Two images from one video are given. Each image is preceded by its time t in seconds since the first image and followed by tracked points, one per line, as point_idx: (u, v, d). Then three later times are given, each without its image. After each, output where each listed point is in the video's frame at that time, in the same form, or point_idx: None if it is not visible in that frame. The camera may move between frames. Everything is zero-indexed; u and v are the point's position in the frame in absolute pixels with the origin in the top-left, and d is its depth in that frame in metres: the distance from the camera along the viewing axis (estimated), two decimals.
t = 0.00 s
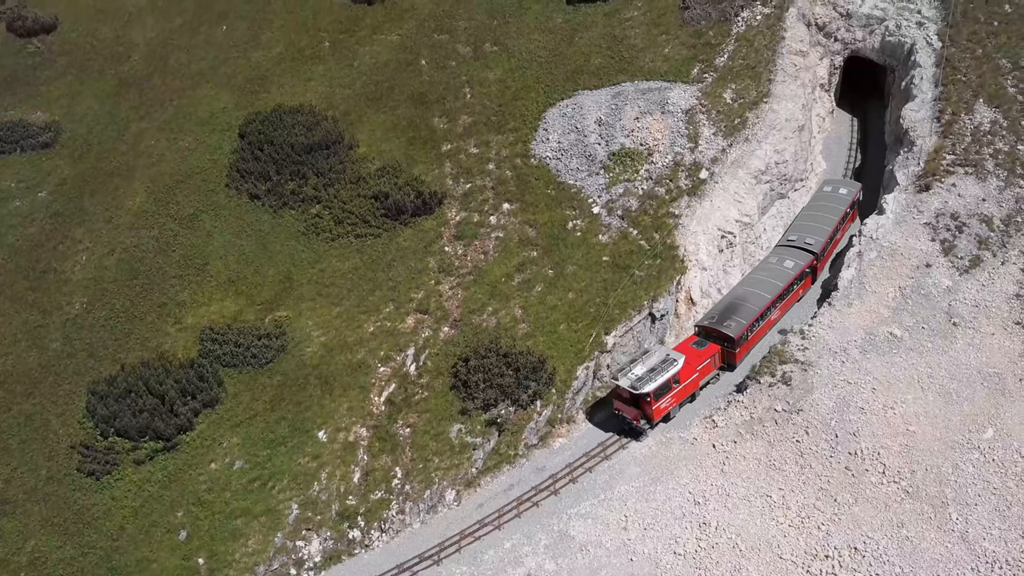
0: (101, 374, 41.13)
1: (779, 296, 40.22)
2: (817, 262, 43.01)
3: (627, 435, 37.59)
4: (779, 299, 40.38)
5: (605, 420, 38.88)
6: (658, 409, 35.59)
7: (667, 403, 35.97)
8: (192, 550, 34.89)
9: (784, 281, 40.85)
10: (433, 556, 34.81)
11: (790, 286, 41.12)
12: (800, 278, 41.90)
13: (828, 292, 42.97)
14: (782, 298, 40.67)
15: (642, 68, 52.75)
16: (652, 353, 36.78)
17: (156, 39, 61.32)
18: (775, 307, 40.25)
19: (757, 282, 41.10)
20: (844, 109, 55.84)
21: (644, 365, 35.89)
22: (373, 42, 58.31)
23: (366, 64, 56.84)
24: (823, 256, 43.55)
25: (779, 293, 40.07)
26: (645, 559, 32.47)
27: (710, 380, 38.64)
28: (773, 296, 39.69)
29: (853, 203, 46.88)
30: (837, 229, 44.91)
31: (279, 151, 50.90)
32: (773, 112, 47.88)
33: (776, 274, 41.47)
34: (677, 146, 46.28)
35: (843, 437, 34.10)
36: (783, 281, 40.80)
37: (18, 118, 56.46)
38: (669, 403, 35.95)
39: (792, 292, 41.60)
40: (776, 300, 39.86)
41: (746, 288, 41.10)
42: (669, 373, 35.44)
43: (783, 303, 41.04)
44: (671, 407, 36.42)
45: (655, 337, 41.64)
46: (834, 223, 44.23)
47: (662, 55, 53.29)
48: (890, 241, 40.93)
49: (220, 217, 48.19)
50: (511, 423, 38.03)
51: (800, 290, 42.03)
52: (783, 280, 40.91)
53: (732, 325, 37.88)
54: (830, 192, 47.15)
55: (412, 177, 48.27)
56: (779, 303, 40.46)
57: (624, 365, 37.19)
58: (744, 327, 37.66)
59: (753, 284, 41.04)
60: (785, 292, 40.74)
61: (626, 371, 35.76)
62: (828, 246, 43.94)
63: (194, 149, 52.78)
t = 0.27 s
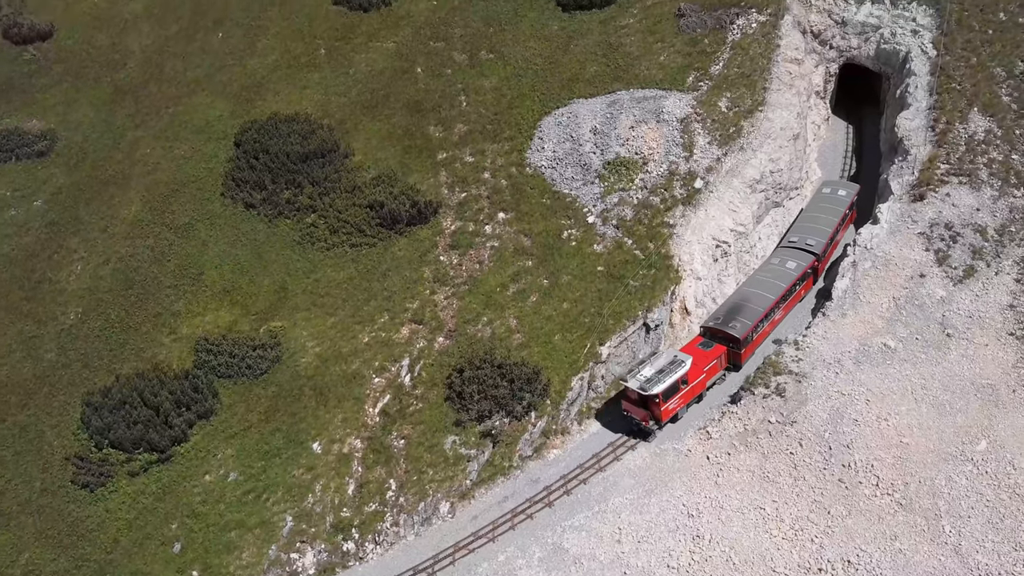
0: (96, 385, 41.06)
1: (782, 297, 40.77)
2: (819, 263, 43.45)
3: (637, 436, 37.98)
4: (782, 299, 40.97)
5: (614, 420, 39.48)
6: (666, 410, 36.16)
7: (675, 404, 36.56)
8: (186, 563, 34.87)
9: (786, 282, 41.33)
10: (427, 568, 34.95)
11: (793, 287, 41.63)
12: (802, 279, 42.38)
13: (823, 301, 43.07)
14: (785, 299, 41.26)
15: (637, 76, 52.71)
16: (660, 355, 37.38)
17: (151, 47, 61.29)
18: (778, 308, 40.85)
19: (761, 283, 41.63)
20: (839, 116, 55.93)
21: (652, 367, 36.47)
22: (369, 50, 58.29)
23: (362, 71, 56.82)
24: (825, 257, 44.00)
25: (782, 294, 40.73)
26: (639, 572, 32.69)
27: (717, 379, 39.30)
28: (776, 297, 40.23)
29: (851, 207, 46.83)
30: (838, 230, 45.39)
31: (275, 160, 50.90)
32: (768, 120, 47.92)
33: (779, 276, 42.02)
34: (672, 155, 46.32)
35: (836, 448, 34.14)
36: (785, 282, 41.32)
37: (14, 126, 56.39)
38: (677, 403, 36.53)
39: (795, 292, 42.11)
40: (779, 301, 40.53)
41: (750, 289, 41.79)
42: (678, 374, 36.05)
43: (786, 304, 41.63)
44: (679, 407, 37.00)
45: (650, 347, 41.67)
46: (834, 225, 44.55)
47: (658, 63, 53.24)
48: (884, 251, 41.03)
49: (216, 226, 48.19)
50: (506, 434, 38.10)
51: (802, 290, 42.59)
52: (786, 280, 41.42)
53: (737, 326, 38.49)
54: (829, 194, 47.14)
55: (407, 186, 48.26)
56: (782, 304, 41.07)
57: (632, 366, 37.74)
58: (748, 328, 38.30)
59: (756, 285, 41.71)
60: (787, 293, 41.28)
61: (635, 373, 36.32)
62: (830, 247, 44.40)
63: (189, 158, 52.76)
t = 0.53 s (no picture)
0: (90, 397, 41.00)
1: (785, 298, 41.17)
2: (820, 264, 43.86)
3: (644, 437, 38.41)
4: (785, 300, 41.37)
5: (623, 420, 39.90)
6: (673, 410, 36.40)
7: (682, 404, 36.81)
8: None
9: (789, 283, 41.71)
10: None
11: (795, 288, 42.01)
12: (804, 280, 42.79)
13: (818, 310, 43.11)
14: (788, 300, 41.66)
15: (633, 84, 52.70)
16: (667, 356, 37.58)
17: (147, 54, 61.27)
18: (782, 308, 41.28)
19: (764, 284, 41.96)
20: (835, 122, 55.95)
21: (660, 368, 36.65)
22: (365, 58, 58.30)
23: (357, 79, 56.81)
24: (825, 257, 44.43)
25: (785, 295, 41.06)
26: None
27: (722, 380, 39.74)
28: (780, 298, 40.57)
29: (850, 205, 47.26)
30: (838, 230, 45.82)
31: (270, 169, 50.88)
32: (763, 128, 47.94)
33: (782, 277, 42.33)
34: (667, 164, 46.33)
35: (830, 460, 34.19)
36: (789, 282, 41.64)
37: (9, 134, 56.31)
38: (684, 404, 36.78)
39: (797, 293, 42.53)
40: (783, 301, 40.94)
41: (754, 290, 42.12)
42: (685, 375, 36.23)
43: (789, 304, 42.03)
44: (686, 408, 37.25)
45: (645, 358, 41.90)
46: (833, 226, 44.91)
47: (653, 71, 53.22)
48: (878, 261, 41.08)
49: (211, 236, 48.19)
50: (500, 445, 38.16)
51: (804, 291, 43.05)
52: (789, 281, 41.80)
53: (742, 327, 38.92)
54: (828, 196, 47.37)
55: (403, 195, 48.23)
56: (785, 304, 41.48)
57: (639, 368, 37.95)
58: (754, 329, 38.78)
59: (760, 286, 42.11)
60: (790, 294, 41.67)
61: (643, 374, 36.51)
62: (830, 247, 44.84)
63: (185, 166, 52.74)
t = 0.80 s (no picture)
0: (85, 408, 40.91)
1: (788, 299, 41.55)
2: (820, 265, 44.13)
3: (652, 437, 38.86)
4: (788, 301, 41.77)
5: (630, 421, 40.39)
6: (681, 411, 36.87)
7: (690, 405, 37.26)
8: None
9: (791, 283, 42.04)
10: None
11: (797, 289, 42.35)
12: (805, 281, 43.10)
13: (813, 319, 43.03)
14: (791, 301, 42.05)
15: (628, 92, 52.66)
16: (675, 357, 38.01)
17: (143, 62, 61.22)
18: (784, 309, 41.68)
19: (767, 286, 42.38)
20: (830, 129, 56.02)
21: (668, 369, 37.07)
22: (360, 65, 58.29)
23: (353, 87, 56.79)
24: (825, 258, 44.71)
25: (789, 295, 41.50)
26: None
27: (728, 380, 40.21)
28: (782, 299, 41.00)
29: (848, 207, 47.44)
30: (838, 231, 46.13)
31: (265, 178, 50.84)
32: (758, 137, 47.94)
33: (784, 278, 42.62)
34: (662, 173, 46.32)
35: (824, 473, 34.23)
36: (791, 283, 42.04)
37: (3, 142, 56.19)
38: (691, 404, 37.23)
39: (799, 293, 42.86)
40: (786, 302, 41.36)
41: (757, 291, 42.58)
42: (693, 376, 36.67)
43: (792, 304, 42.40)
44: (693, 408, 37.70)
45: (639, 368, 41.96)
46: (833, 227, 45.17)
47: (648, 79, 53.19)
48: (873, 270, 41.07)
49: (207, 245, 48.17)
50: (495, 456, 38.19)
51: (805, 291, 43.41)
52: (791, 282, 42.14)
53: (746, 328, 39.40)
54: (826, 198, 47.62)
55: (398, 204, 48.19)
56: (788, 305, 41.90)
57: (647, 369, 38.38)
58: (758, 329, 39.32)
59: (763, 287, 42.61)
60: (792, 294, 42.03)
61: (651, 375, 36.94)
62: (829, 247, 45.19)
63: (180, 175, 52.70)
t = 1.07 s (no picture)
0: (78, 420, 40.78)
1: (790, 300, 41.98)
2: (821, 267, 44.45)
3: (659, 437, 39.35)
4: (790, 301, 42.21)
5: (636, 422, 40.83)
6: (689, 411, 37.33)
7: (696, 405, 37.74)
8: None
9: (794, 284, 42.44)
10: None
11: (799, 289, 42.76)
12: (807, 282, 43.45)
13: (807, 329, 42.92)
14: (793, 301, 42.52)
15: (623, 100, 52.66)
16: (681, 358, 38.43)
17: (138, 69, 61.16)
18: (787, 309, 42.15)
19: (769, 287, 42.85)
20: (825, 135, 56.12)
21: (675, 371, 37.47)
22: (356, 73, 58.28)
23: (349, 94, 56.76)
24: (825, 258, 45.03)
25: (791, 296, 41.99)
26: None
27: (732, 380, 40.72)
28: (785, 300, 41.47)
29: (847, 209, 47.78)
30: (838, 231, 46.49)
31: (261, 187, 50.81)
32: (753, 145, 47.89)
33: (785, 279, 43.07)
34: (657, 182, 46.31)
35: (817, 485, 34.25)
36: (794, 283, 42.52)
37: None
38: (698, 405, 37.72)
39: (800, 294, 43.23)
40: (789, 302, 41.89)
41: (760, 292, 43.08)
42: (700, 377, 37.12)
43: (794, 304, 42.83)
44: (699, 408, 38.20)
45: (634, 379, 41.95)
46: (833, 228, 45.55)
47: (643, 86, 53.18)
48: (867, 281, 41.09)
49: (202, 254, 48.13)
50: (489, 468, 38.23)
51: (807, 292, 43.78)
52: (793, 283, 42.54)
53: (751, 328, 39.89)
54: (825, 199, 47.93)
55: (393, 213, 48.14)
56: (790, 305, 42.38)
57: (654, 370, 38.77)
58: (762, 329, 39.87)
59: (766, 288, 43.10)
60: (794, 295, 42.46)
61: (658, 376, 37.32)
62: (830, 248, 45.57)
63: (175, 183, 52.62)
